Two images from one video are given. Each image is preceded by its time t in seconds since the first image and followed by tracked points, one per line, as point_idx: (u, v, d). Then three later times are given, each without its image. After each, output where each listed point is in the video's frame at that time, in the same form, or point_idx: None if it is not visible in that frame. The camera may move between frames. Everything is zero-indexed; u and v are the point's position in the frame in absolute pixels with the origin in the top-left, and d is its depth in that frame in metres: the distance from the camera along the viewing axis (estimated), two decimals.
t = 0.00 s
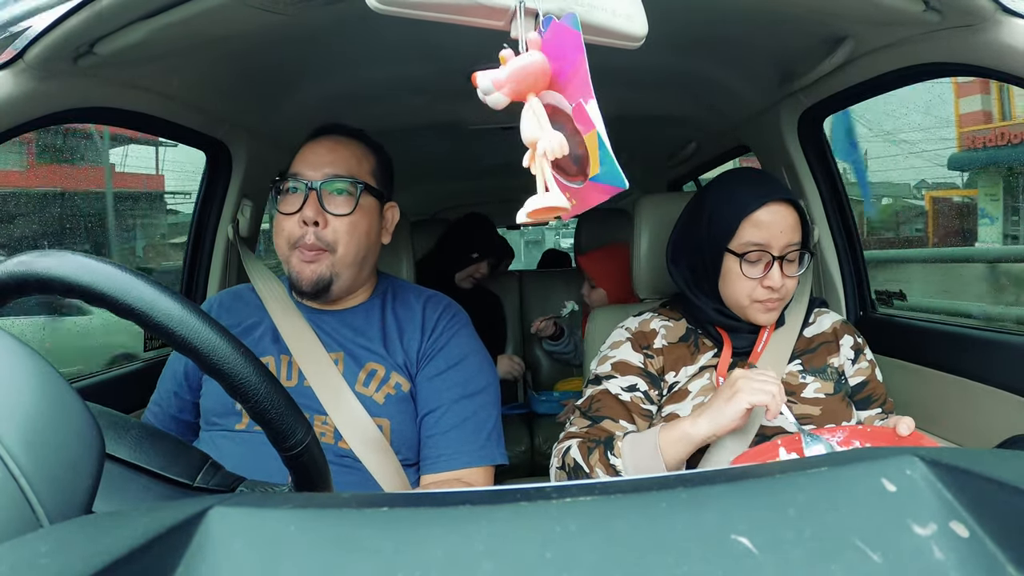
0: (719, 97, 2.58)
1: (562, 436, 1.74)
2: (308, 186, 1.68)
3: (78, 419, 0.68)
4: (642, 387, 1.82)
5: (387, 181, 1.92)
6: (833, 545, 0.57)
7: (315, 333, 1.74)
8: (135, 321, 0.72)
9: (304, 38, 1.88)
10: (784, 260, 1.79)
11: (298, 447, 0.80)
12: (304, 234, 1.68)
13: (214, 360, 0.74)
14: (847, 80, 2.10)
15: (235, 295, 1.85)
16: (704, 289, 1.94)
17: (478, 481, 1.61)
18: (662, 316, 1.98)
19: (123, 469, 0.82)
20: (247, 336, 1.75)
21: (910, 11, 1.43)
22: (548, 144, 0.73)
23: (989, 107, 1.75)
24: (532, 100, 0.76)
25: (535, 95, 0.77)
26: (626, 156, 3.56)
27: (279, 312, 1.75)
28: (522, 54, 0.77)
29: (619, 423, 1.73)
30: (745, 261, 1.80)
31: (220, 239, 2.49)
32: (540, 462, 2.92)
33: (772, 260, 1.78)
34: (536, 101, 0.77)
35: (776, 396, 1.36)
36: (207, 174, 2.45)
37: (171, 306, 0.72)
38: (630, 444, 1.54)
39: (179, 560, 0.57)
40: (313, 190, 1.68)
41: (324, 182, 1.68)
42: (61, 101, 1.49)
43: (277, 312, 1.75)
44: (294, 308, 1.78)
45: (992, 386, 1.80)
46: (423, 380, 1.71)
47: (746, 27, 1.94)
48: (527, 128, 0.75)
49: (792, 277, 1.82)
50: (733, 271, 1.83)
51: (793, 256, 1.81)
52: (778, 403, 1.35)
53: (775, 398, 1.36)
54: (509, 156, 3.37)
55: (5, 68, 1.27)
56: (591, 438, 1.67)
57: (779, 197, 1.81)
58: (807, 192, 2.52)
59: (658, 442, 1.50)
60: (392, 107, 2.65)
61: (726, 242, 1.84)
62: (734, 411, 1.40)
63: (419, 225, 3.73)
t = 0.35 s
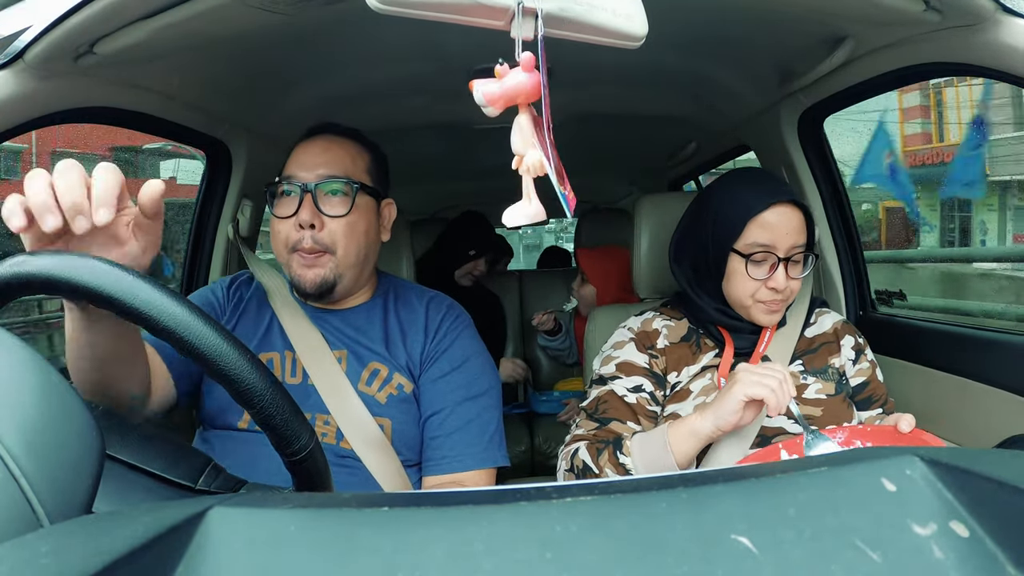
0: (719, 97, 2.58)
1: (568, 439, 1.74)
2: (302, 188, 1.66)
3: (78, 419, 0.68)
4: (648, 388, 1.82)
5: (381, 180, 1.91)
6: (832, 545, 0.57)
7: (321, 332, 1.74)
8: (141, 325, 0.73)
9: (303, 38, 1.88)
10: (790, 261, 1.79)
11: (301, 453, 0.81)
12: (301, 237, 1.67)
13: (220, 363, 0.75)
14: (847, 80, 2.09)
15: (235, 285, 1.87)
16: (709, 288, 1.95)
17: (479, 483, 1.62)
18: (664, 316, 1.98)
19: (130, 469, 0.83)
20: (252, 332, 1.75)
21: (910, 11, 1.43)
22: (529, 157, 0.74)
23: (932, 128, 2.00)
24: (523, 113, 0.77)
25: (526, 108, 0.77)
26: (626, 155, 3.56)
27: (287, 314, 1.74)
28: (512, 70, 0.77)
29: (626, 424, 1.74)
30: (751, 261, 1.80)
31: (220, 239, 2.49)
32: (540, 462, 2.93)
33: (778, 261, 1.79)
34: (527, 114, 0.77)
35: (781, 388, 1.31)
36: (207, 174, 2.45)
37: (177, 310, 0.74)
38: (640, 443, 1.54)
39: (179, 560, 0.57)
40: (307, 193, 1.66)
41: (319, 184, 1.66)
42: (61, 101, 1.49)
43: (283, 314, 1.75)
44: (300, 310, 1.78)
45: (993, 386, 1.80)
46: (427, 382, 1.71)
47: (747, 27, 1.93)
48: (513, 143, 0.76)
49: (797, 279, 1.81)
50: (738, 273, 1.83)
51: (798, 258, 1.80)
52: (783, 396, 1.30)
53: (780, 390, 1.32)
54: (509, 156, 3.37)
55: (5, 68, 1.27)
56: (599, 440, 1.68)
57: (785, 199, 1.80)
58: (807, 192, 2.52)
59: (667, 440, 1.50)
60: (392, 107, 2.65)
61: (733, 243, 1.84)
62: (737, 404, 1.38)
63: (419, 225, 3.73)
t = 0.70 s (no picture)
0: (719, 97, 2.58)
1: (567, 437, 1.73)
2: (321, 188, 1.68)
3: (78, 423, 0.68)
4: (645, 388, 1.82)
5: (395, 186, 1.91)
6: (832, 545, 0.57)
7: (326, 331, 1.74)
8: (162, 336, 0.75)
9: (303, 38, 1.88)
10: (791, 260, 1.80)
11: (312, 478, 0.84)
12: (313, 237, 1.68)
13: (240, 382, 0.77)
14: (847, 80, 2.09)
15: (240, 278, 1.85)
16: (709, 288, 1.94)
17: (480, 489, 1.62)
18: (662, 316, 1.98)
19: (137, 476, 0.85)
20: (260, 325, 1.74)
21: (910, 11, 1.43)
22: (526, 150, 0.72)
23: (888, 144, 2.20)
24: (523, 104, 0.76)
25: (525, 100, 0.77)
26: (626, 155, 3.56)
27: (296, 316, 1.74)
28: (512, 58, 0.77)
29: (624, 424, 1.73)
30: (752, 259, 1.81)
31: (220, 240, 2.48)
32: (540, 462, 2.93)
33: (779, 260, 1.79)
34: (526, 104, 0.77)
35: (784, 395, 1.36)
36: (207, 174, 2.45)
37: (211, 337, 0.76)
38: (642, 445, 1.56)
39: (179, 561, 0.57)
40: (324, 194, 1.68)
41: (336, 186, 1.68)
42: (61, 101, 1.48)
43: (291, 314, 1.74)
44: (307, 310, 1.78)
45: (992, 386, 1.80)
46: (430, 388, 1.71)
47: (747, 27, 1.93)
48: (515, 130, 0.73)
49: (797, 279, 1.82)
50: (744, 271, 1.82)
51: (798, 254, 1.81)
52: (787, 404, 1.34)
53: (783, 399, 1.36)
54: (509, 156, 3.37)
55: (5, 68, 1.27)
56: (598, 439, 1.67)
57: (788, 198, 1.81)
58: (807, 192, 2.52)
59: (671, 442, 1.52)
60: (392, 107, 2.65)
61: (735, 241, 1.84)
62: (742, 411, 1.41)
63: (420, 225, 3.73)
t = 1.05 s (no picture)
0: (719, 97, 2.58)
1: (566, 441, 1.73)
2: (310, 192, 1.68)
3: (79, 422, 0.68)
4: (646, 391, 1.82)
5: (388, 182, 1.92)
6: (832, 545, 0.57)
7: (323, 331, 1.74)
8: (174, 346, 0.75)
9: (303, 37, 1.88)
10: (788, 256, 1.80)
11: (312, 481, 0.84)
12: (306, 241, 1.67)
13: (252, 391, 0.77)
14: (847, 80, 2.09)
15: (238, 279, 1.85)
16: (709, 290, 1.94)
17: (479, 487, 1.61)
18: (663, 317, 1.98)
19: (136, 476, 0.85)
20: (257, 327, 1.74)
21: (911, 11, 1.43)
22: (527, 158, 0.74)
23: (850, 158, 2.40)
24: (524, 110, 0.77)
25: (527, 105, 0.77)
26: (626, 155, 3.56)
27: (296, 318, 1.72)
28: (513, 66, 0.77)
29: (625, 427, 1.73)
30: (749, 258, 1.81)
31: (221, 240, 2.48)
32: (540, 462, 2.93)
33: (776, 256, 1.79)
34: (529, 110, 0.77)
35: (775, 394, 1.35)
36: (207, 175, 2.45)
37: (219, 344, 0.75)
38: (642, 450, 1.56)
39: (179, 560, 0.57)
40: (314, 197, 1.68)
41: (326, 188, 1.69)
42: (61, 101, 1.48)
43: (289, 316, 1.72)
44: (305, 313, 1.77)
45: (992, 386, 1.80)
46: (427, 385, 1.71)
47: (748, 27, 1.93)
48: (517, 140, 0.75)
49: (796, 274, 1.82)
50: (739, 271, 1.83)
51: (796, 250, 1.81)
52: (777, 402, 1.33)
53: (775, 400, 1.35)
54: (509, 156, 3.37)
55: (5, 68, 1.27)
56: (598, 443, 1.67)
57: (781, 194, 1.81)
58: (807, 192, 2.52)
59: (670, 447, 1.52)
60: (392, 107, 2.65)
61: (733, 241, 1.84)
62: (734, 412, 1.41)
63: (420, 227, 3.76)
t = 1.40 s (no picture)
0: (719, 97, 2.58)
1: (563, 442, 1.73)
2: (322, 187, 1.68)
3: (79, 422, 0.69)
4: (641, 390, 1.82)
5: (396, 184, 1.92)
6: (832, 545, 0.57)
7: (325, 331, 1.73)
8: (201, 366, 0.75)
9: (303, 38, 1.88)
10: (784, 255, 1.80)
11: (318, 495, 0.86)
12: (315, 237, 1.68)
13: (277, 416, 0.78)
14: (847, 79, 2.09)
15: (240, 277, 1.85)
16: (704, 290, 1.95)
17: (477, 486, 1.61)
18: (660, 316, 1.98)
19: (136, 476, 0.85)
20: (259, 324, 1.74)
21: (910, 11, 1.43)
22: (523, 153, 0.71)
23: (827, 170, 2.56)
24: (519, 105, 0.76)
25: (523, 102, 0.77)
26: (626, 155, 3.55)
27: (297, 317, 1.71)
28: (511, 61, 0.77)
29: (620, 426, 1.73)
30: (745, 257, 1.81)
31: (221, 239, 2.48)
32: (540, 462, 2.93)
33: (772, 256, 1.79)
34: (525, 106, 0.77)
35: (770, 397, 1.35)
36: (207, 175, 2.45)
37: (246, 368, 0.76)
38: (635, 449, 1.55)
39: (179, 560, 0.57)
40: (325, 194, 1.68)
41: (336, 186, 1.68)
42: (60, 101, 1.48)
43: (292, 315, 1.72)
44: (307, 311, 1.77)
45: (992, 385, 1.80)
46: (427, 385, 1.71)
47: (748, 27, 1.93)
48: (512, 135, 0.74)
49: (792, 274, 1.81)
50: (735, 269, 1.82)
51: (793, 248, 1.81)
52: (772, 406, 1.34)
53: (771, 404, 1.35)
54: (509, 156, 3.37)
55: (5, 68, 1.27)
56: (593, 443, 1.67)
57: (779, 194, 1.81)
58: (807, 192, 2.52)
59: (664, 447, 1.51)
60: (392, 107, 2.65)
61: (728, 239, 1.84)
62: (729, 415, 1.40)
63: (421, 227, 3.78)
